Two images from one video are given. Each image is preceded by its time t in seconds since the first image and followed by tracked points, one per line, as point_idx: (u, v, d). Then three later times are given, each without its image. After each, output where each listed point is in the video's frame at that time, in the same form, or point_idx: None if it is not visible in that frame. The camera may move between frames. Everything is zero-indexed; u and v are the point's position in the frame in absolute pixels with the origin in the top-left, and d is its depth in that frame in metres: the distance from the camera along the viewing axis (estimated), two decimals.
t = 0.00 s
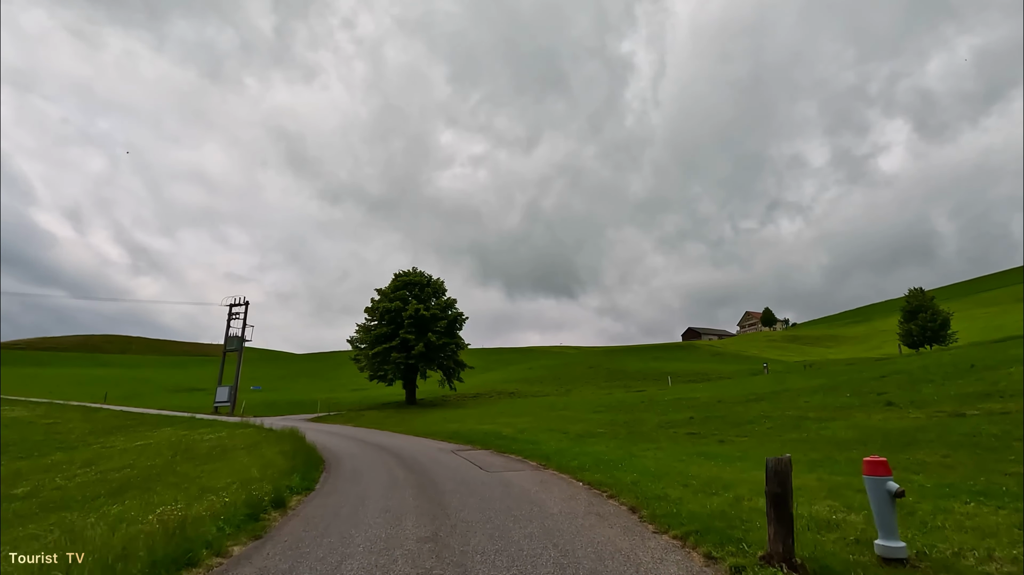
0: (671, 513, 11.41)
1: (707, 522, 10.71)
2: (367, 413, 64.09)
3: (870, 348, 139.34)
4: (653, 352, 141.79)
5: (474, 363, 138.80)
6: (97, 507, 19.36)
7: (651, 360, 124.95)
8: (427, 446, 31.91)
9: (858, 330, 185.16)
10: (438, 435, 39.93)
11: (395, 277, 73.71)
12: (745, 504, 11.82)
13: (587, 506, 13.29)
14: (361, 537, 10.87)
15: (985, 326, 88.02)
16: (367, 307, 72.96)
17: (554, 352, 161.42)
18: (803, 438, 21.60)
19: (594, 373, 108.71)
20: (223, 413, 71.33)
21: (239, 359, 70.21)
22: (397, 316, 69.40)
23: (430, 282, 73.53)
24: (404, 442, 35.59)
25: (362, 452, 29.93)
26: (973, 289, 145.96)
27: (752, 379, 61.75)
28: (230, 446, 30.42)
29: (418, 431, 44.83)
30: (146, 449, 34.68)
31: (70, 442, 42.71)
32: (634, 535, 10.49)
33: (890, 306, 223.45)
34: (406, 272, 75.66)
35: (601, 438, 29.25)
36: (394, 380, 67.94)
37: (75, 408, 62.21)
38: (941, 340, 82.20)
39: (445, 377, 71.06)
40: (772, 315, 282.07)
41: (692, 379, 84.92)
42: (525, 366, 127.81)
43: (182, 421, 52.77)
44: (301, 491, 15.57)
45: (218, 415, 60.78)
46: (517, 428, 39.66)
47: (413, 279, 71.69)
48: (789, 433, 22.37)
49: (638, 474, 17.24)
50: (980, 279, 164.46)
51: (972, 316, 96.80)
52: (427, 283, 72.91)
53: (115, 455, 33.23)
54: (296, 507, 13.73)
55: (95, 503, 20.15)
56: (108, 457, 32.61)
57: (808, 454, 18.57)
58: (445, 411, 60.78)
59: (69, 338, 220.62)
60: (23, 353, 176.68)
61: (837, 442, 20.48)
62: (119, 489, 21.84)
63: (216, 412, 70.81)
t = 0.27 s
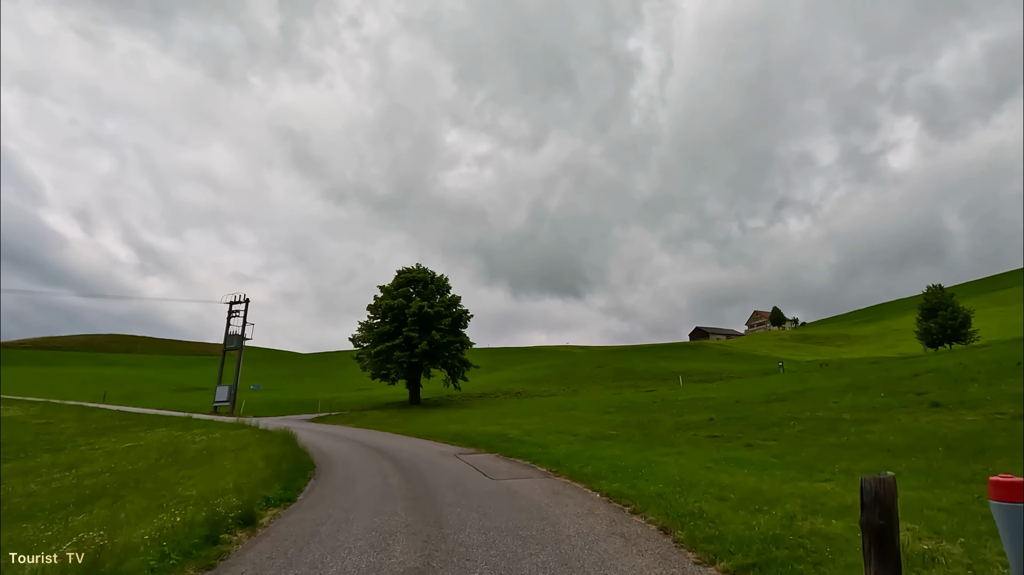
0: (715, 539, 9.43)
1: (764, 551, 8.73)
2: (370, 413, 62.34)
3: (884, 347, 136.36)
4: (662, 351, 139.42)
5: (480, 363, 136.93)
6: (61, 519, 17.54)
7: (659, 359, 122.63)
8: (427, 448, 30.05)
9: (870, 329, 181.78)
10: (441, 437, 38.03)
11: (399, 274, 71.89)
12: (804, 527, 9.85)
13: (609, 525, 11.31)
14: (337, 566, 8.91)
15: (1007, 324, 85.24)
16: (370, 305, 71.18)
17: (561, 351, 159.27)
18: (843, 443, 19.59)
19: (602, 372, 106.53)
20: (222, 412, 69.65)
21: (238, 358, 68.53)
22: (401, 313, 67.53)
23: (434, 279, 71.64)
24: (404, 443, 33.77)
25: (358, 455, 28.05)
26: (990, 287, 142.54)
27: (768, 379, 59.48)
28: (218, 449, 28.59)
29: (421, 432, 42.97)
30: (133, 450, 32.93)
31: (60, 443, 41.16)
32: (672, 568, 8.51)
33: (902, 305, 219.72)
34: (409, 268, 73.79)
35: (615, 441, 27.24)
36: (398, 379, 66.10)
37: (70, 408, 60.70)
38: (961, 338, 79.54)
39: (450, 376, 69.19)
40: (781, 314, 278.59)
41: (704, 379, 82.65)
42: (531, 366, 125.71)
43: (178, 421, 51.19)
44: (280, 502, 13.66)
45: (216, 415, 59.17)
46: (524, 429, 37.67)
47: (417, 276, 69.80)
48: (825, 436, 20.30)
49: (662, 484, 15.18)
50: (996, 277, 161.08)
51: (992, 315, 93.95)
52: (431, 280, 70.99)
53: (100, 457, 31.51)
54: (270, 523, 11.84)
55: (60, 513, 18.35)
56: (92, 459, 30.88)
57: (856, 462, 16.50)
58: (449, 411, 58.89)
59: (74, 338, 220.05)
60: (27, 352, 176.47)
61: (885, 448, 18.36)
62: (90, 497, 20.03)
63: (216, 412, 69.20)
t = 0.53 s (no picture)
0: None
1: None
2: (372, 413, 60.56)
3: (900, 346, 133.04)
4: (671, 351, 136.72)
5: (486, 362, 134.83)
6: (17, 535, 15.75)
7: (669, 359, 120.03)
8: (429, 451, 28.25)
9: (884, 328, 178.18)
10: (444, 439, 36.01)
11: (403, 270, 70.00)
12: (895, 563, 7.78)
13: (640, 553, 9.28)
14: None
15: None
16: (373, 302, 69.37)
17: (568, 351, 156.94)
18: (891, 450, 17.51)
19: (611, 372, 104.15)
20: (223, 412, 68.05)
21: (238, 357, 66.94)
22: (404, 311, 65.67)
23: (439, 276, 69.74)
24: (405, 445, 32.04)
25: (353, 457, 26.10)
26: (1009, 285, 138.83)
27: (785, 379, 57.13)
28: (205, 452, 26.78)
29: (424, 433, 41.11)
30: (119, 453, 31.18)
31: (50, 444, 39.69)
32: None
33: (916, 304, 215.54)
34: (413, 265, 71.91)
35: (631, 445, 25.12)
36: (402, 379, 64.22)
37: (67, 408, 59.31)
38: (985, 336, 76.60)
39: (455, 376, 67.20)
40: (792, 314, 274.54)
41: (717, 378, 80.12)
42: (538, 366, 123.52)
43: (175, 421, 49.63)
44: (251, 519, 11.79)
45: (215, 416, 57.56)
46: (532, 431, 35.71)
47: (421, 272, 67.92)
48: (872, 442, 18.12)
49: (693, 497, 13.16)
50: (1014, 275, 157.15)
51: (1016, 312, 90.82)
52: (436, 277, 69.10)
53: (83, 460, 29.75)
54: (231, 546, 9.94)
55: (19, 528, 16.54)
56: (75, 462, 29.14)
57: (916, 474, 14.44)
58: (454, 412, 56.86)
59: (80, 338, 219.98)
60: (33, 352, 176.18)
61: (945, 456, 16.21)
62: (54, 510, 18.19)
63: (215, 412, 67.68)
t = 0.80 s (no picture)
0: None
1: None
2: (376, 413, 58.65)
3: (918, 345, 129.45)
4: (683, 350, 133.93)
5: (494, 361, 132.75)
6: None
7: (681, 359, 117.34)
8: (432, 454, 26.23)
9: (900, 327, 174.24)
10: (449, 441, 34.01)
11: (407, 266, 68.07)
12: None
13: None
14: None
15: None
16: (377, 299, 67.47)
17: (577, 350, 154.54)
18: (956, 459, 15.33)
19: (621, 371, 101.73)
20: (223, 412, 66.39)
21: (239, 355, 65.26)
22: (409, 308, 63.71)
23: (444, 272, 67.77)
24: (408, 448, 30.11)
25: (349, 461, 24.10)
26: None
27: (805, 377, 54.65)
28: (192, 455, 24.89)
29: (428, 434, 39.12)
30: (105, 456, 29.41)
31: (40, 445, 38.08)
32: None
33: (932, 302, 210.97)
34: (418, 261, 69.96)
35: (651, 449, 22.97)
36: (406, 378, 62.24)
37: (63, 407, 57.81)
38: (1012, 334, 73.44)
39: (461, 375, 65.20)
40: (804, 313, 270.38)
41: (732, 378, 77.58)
42: (547, 365, 121.27)
43: (171, 421, 47.96)
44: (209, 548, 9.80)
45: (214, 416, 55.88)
46: (542, 433, 33.58)
47: (426, 268, 65.95)
48: (933, 450, 15.88)
49: (740, 517, 11.02)
50: None
51: None
52: (441, 273, 67.11)
53: (66, 463, 28.01)
54: None
55: None
56: (56, 466, 27.41)
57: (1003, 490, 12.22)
58: (460, 412, 54.86)
59: (88, 338, 220.22)
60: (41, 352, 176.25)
61: None
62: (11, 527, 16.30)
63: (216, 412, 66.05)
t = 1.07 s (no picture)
0: None
1: None
2: (380, 413, 56.66)
3: (937, 343, 125.93)
4: (694, 350, 131.03)
5: (501, 361, 130.51)
6: None
7: (693, 358, 114.63)
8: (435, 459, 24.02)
9: (917, 325, 170.11)
10: (454, 443, 31.92)
11: (412, 262, 66.04)
12: None
13: None
14: None
15: None
16: (381, 296, 65.46)
17: (586, 350, 151.99)
18: None
19: (632, 371, 99.38)
20: (224, 412, 64.68)
21: (240, 353, 63.53)
22: (414, 305, 61.66)
23: (450, 268, 65.65)
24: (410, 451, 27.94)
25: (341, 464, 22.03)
26: None
27: (828, 377, 51.99)
28: (175, 458, 22.89)
29: (433, 436, 37.01)
30: (86, 458, 27.56)
31: (27, 446, 36.37)
32: None
33: (949, 300, 206.37)
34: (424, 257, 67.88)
35: (677, 455, 20.71)
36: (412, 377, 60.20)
37: (60, 407, 56.23)
38: None
39: (468, 374, 63.16)
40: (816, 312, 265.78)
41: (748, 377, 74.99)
42: (555, 365, 119.00)
43: (167, 422, 46.21)
44: None
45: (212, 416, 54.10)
46: (554, 435, 31.36)
47: (431, 264, 63.86)
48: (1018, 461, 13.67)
49: (811, 547, 8.86)
50: None
51: None
52: (447, 269, 65.01)
53: (44, 467, 26.14)
54: None
55: None
56: (33, 470, 25.54)
57: None
58: (467, 413, 52.82)
59: (96, 338, 220.15)
60: (49, 352, 175.83)
61: None
62: None
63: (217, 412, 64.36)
